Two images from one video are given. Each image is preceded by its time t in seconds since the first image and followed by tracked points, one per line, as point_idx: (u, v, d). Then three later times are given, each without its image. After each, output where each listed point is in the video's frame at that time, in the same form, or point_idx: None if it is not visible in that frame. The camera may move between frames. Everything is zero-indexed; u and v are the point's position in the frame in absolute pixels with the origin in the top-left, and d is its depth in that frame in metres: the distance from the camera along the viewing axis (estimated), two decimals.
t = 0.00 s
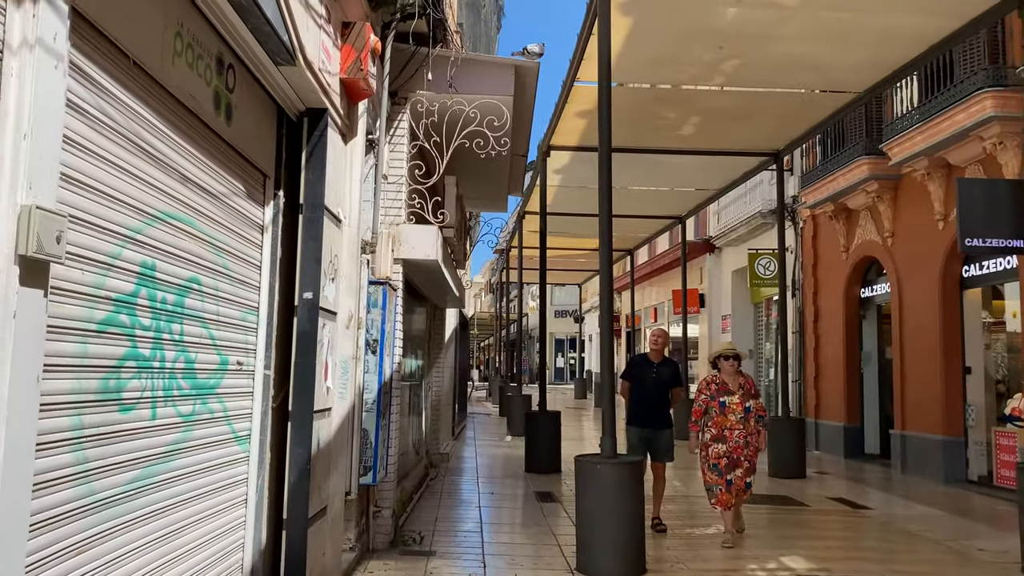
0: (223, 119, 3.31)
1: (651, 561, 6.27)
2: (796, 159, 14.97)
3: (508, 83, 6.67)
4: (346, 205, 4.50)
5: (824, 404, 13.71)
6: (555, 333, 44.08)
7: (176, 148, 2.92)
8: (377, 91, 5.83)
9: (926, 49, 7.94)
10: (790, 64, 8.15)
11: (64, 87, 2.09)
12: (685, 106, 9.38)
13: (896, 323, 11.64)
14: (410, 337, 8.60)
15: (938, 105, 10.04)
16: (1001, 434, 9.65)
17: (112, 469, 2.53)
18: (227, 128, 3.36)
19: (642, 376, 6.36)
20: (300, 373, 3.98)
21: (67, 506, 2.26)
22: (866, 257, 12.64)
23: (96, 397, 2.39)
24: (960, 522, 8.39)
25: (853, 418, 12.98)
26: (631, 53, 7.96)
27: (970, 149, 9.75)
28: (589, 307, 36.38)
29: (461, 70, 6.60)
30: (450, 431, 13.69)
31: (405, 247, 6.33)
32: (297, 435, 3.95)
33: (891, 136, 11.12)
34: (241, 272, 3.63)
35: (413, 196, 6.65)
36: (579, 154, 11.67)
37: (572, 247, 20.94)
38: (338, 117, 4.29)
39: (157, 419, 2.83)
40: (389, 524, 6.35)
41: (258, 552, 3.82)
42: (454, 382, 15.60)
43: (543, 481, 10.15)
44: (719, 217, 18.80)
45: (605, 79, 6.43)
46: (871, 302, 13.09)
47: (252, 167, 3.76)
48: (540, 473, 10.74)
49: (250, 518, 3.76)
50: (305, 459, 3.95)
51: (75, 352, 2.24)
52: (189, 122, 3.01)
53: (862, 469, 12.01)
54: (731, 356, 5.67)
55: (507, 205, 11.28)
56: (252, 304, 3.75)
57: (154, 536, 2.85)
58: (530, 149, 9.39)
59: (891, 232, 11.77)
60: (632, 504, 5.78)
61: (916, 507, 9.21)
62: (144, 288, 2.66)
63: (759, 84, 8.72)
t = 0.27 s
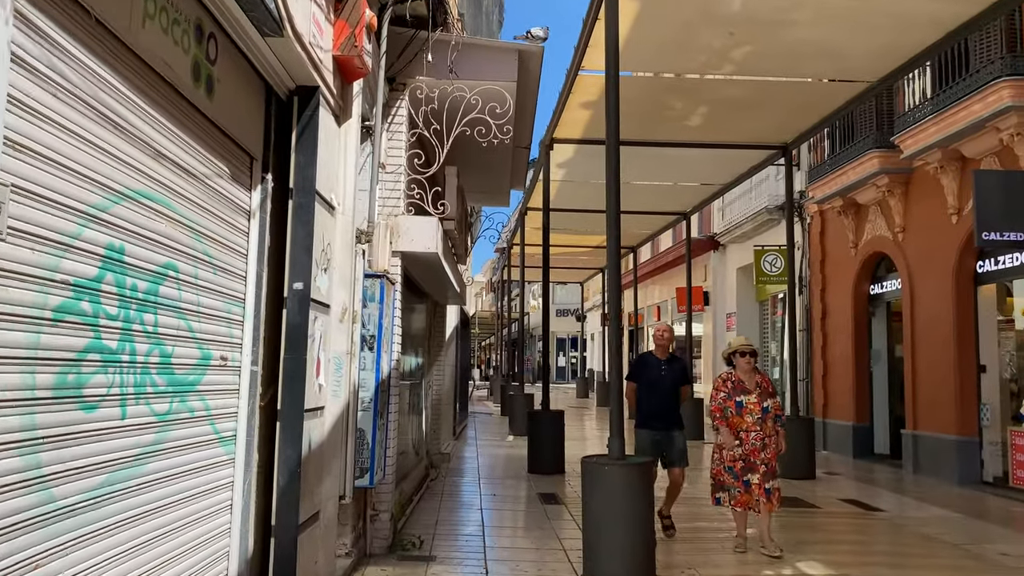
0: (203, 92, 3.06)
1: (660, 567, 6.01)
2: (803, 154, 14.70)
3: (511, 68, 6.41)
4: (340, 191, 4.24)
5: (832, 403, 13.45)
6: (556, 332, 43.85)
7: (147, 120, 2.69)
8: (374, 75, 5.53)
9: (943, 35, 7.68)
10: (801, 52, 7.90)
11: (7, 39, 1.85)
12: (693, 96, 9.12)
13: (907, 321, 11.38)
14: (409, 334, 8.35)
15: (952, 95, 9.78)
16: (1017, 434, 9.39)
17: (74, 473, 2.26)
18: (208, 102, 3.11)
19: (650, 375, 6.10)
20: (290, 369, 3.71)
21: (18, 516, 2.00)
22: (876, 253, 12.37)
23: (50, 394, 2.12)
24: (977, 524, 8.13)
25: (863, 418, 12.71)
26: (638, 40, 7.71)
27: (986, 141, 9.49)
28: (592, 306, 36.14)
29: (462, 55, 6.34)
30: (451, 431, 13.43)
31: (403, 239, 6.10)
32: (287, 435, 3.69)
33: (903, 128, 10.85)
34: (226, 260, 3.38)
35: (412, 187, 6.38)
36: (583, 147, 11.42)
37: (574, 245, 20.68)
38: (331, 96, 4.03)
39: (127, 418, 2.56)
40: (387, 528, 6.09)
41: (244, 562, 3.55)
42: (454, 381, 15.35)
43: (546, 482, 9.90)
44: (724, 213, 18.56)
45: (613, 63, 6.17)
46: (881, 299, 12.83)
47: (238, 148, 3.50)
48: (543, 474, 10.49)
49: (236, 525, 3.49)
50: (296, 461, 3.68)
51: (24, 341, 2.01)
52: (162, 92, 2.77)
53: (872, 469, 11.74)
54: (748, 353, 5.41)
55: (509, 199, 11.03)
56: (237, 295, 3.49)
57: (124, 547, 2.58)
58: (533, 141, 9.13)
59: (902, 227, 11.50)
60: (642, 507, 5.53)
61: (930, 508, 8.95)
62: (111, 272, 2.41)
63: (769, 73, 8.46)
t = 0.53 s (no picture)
0: (170, 60, 2.76)
1: None
2: (810, 148, 14.40)
3: (511, 51, 6.10)
4: (327, 175, 3.94)
5: (840, 402, 13.15)
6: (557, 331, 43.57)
7: (103, 86, 2.39)
8: (364, 56, 5.19)
9: (961, 20, 7.37)
10: (813, 38, 7.60)
11: None
12: (699, 85, 8.82)
13: (918, 318, 11.08)
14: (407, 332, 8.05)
15: (966, 86, 9.53)
16: None
17: (8, 486, 1.96)
18: (177, 71, 2.81)
19: (660, 376, 5.78)
20: (270, 366, 3.41)
21: None
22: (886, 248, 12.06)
23: None
24: (995, 529, 7.83)
25: (871, 418, 12.40)
26: (644, 25, 7.41)
27: (1001, 132, 9.22)
28: (593, 305, 35.86)
29: (459, 37, 6.03)
30: (450, 432, 13.14)
31: (398, 232, 5.83)
32: (267, 439, 3.38)
33: (915, 120, 10.56)
34: (199, 247, 3.08)
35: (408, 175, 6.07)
36: (585, 140, 11.11)
37: (575, 242, 20.40)
38: (316, 72, 3.73)
39: (76, 422, 2.25)
40: (381, 535, 5.79)
41: None
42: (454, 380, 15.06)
43: (547, 484, 9.60)
44: (728, 210, 18.27)
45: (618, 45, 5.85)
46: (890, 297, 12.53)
47: (213, 125, 3.20)
48: (544, 476, 10.19)
49: (211, 537, 3.20)
50: (277, 467, 3.37)
51: None
52: (120, 56, 2.47)
53: (881, 470, 11.44)
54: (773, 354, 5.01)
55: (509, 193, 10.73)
56: (212, 286, 3.19)
57: (75, 567, 2.27)
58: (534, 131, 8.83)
59: (913, 222, 11.20)
60: (649, 513, 5.23)
61: (945, 512, 8.64)
62: (55, 254, 2.11)
63: (779, 60, 8.16)
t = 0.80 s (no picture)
0: (134, 27, 2.46)
1: None
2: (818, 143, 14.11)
3: (516, 36, 5.84)
4: (317, 162, 3.64)
5: (849, 403, 12.85)
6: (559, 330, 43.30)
7: (50, 50, 2.10)
8: (357, 39, 4.91)
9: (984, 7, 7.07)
10: (829, 26, 7.29)
11: None
12: (709, 76, 8.52)
13: (931, 317, 10.79)
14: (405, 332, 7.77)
15: (983, 78, 9.25)
16: None
17: None
18: (142, 40, 2.52)
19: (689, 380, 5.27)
20: (254, 371, 3.11)
21: None
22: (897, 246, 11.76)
23: None
24: (1017, 536, 7.53)
25: (882, 419, 12.11)
26: (652, 12, 7.11)
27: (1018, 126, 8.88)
28: (594, 303, 35.60)
29: (460, 21, 5.75)
30: (451, 434, 12.85)
31: (396, 226, 5.53)
32: (250, 451, 3.08)
33: (929, 113, 10.27)
34: (172, 239, 2.78)
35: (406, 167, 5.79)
36: (590, 134, 10.81)
37: (577, 240, 20.10)
38: (304, 50, 3.43)
39: (20, 437, 1.96)
40: (378, 545, 5.50)
41: None
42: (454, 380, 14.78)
43: (551, 488, 9.31)
44: (733, 207, 17.98)
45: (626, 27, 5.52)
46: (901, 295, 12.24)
47: (188, 105, 2.91)
48: (547, 479, 9.90)
49: (188, 559, 2.90)
50: (261, 481, 3.08)
51: None
52: (72, 18, 2.18)
53: (894, 474, 11.13)
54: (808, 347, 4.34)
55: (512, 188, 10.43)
56: (188, 282, 2.90)
57: None
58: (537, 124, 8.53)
59: (926, 218, 10.90)
60: (662, 525, 4.92)
61: (964, 517, 8.34)
62: None
63: (793, 49, 7.85)
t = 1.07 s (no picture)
0: None
1: None
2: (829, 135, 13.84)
3: (524, 13, 5.54)
4: (311, 137, 3.33)
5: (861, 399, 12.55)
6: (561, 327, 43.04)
7: None
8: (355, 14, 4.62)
9: None
10: (850, 7, 6.97)
11: None
12: (721, 61, 8.20)
13: (947, 312, 10.49)
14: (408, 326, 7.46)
15: (1004, 65, 8.93)
16: None
17: None
18: None
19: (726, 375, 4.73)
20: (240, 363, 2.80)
21: None
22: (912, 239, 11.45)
23: None
24: None
25: (896, 417, 11.80)
26: None
27: None
28: (597, 301, 35.33)
29: None
30: (453, 433, 12.54)
31: (397, 214, 5.22)
32: (236, 452, 2.77)
33: (946, 103, 9.96)
34: (146, 214, 2.47)
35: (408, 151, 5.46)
36: (597, 124, 10.50)
37: (581, 236, 19.80)
38: (296, 11, 3.13)
39: None
40: (379, 551, 5.19)
41: None
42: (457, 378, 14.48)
43: (557, 488, 9.02)
44: (740, 201, 17.69)
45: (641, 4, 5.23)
46: (916, 290, 11.93)
47: (167, 66, 2.60)
48: (554, 480, 9.61)
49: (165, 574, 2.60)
50: (248, 486, 2.77)
51: None
52: None
53: (908, 473, 10.82)
54: (845, 345, 3.94)
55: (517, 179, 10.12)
56: (165, 264, 2.59)
57: None
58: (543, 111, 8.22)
59: (942, 210, 10.59)
60: (682, 531, 4.60)
61: (986, 520, 8.03)
62: None
63: (810, 32, 7.53)
